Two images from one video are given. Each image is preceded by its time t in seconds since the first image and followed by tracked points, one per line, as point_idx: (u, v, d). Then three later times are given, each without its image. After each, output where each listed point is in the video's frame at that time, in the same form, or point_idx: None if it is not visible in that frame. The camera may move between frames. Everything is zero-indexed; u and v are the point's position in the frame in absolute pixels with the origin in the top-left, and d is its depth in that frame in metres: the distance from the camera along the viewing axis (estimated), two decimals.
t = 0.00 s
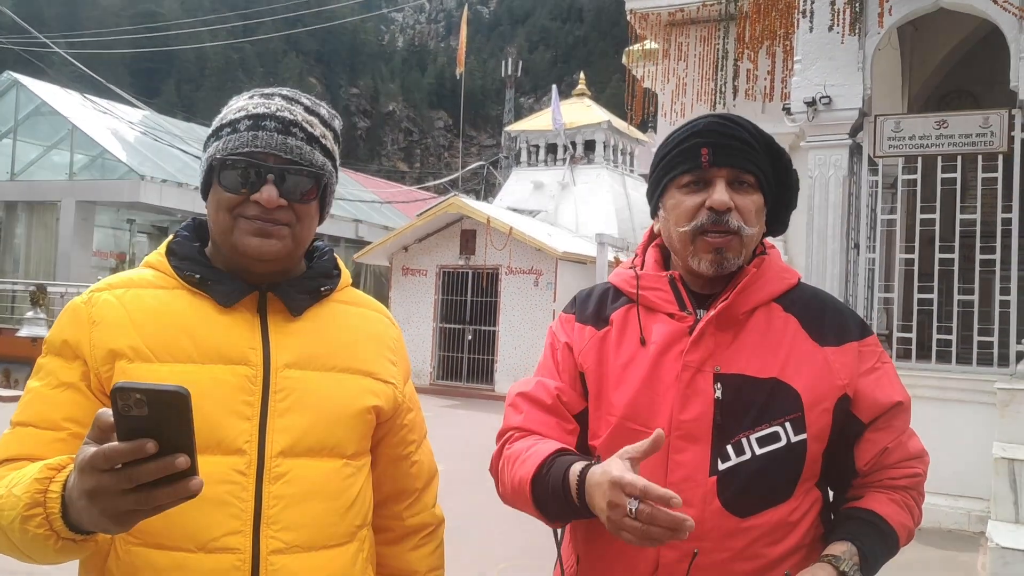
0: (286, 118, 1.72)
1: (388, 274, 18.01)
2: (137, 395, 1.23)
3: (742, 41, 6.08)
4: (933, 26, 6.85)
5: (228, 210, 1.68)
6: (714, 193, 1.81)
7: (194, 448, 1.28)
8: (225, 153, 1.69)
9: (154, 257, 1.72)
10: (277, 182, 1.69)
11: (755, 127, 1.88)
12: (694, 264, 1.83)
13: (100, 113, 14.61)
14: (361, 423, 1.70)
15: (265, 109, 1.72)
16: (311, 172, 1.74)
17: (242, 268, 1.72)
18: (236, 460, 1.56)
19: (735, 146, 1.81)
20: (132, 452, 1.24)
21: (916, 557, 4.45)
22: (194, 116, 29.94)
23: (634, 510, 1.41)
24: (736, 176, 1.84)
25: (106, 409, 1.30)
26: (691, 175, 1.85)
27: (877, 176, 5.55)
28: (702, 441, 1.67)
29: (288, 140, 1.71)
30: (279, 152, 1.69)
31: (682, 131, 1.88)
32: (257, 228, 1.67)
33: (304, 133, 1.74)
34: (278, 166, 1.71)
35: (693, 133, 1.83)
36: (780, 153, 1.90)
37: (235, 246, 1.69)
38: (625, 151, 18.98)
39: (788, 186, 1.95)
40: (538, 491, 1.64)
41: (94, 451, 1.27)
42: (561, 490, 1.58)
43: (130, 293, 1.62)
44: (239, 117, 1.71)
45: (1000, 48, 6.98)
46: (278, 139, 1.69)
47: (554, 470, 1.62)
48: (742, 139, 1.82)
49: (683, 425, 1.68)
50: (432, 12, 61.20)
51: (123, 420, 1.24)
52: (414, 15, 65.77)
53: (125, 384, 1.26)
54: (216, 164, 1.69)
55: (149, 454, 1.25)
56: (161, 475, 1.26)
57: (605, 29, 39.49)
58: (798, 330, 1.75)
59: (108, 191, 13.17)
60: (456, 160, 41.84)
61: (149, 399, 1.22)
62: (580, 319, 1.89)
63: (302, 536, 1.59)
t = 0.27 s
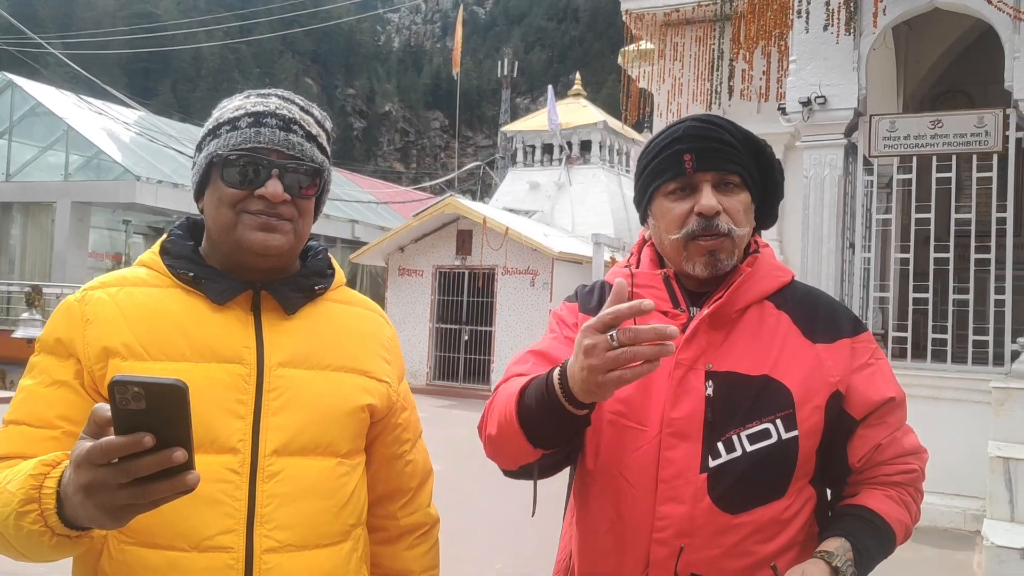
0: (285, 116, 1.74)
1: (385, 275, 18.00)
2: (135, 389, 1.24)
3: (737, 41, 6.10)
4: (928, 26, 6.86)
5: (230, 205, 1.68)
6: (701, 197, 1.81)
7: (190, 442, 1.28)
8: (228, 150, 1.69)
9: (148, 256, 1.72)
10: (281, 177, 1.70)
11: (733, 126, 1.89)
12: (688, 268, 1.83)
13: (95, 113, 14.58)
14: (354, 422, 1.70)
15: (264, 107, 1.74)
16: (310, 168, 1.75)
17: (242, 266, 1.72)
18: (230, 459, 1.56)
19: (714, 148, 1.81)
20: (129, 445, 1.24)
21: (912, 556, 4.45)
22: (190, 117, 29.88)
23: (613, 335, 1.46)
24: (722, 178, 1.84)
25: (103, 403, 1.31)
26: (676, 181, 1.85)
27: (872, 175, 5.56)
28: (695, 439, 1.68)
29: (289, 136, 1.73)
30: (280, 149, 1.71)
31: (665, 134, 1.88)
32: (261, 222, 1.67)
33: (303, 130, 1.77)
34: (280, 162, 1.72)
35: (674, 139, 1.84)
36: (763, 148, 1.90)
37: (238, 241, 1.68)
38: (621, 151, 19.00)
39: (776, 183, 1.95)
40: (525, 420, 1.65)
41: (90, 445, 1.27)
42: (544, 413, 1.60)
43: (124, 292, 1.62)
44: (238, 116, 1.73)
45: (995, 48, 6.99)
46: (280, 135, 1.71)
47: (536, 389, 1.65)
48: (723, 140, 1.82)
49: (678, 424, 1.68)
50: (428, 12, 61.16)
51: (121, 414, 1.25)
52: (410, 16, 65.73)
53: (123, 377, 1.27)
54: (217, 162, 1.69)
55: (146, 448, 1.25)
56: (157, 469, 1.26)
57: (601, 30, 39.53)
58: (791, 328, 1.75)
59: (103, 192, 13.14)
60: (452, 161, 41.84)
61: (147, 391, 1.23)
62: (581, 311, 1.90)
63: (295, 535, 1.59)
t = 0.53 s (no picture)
0: (290, 115, 1.77)
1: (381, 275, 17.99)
2: (129, 389, 1.23)
3: (733, 41, 6.10)
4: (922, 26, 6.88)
5: (241, 201, 1.67)
6: (691, 204, 1.80)
7: (185, 441, 1.28)
8: (237, 146, 1.68)
9: (140, 256, 1.71)
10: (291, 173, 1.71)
11: (725, 126, 1.90)
12: (676, 271, 1.83)
13: (91, 114, 14.57)
14: (348, 421, 1.70)
15: (269, 106, 1.75)
16: (315, 165, 1.77)
17: (246, 263, 1.71)
18: (224, 460, 1.55)
19: (708, 151, 1.80)
20: (123, 446, 1.23)
21: (909, 555, 4.46)
22: (186, 117, 29.84)
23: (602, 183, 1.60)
24: (711, 184, 1.83)
25: (97, 403, 1.30)
26: (665, 187, 1.84)
27: (868, 175, 5.57)
28: (692, 439, 1.67)
29: (297, 134, 1.75)
30: (292, 146, 1.73)
31: (657, 137, 1.87)
32: (273, 218, 1.68)
33: (306, 130, 1.80)
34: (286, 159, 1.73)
35: (666, 144, 1.83)
36: (754, 150, 1.91)
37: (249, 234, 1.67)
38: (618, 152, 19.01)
39: (770, 185, 1.95)
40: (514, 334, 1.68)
41: (84, 446, 1.27)
42: (538, 318, 1.64)
43: (116, 293, 1.62)
44: (245, 113, 1.73)
45: (990, 48, 7.01)
46: (287, 133, 1.73)
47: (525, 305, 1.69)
48: (715, 146, 1.81)
49: (673, 423, 1.68)
50: (424, 11, 61.09)
51: (115, 414, 1.25)
52: (406, 15, 65.73)
53: (117, 377, 1.27)
54: (226, 157, 1.68)
55: (140, 448, 1.24)
56: (152, 470, 1.26)
57: (597, 30, 39.55)
58: (787, 326, 1.75)
59: (99, 192, 13.12)
60: (448, 161, 41.84)
61: (141, 392, 1.23)
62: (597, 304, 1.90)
63: (290, 535, 1.58)
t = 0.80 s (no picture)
0: (287, 118, 1.76)
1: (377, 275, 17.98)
2: (130, 388, 1.24)
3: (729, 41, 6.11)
4: (918, 24, 6.87)
5: (232, 202, 1.67)
6: (701, 197, 1.81)
7: (185, 440, 1.28)
8: (230, 147, 1.68)
9: (135, 257, 1.71)
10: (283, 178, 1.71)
11: (735, 125, 1.91)
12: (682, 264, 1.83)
13: (86, 114, 14.54)
14: (345, 422, 1.70)
15: (266, 107, 1.75)
16: (308, 169, 1.76)
17: (237, 264, 1.71)
18: (219, 460, 1.55)
19: (723, 146, 1.81)
20: (124, 445, 1.23)
21: (906, 554, 4.46)
22: (182, 117, 29.81)
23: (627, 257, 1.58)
24: (725, 179, 1.84)
25: (95, 402, 1.30)
26: (681, 177, 1.85)
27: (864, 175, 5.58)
28: (690, 440, 1.68)
29: (292, 138, 1.74)
30: (286, 150, 1.72)
31: (670, 131, 1.88)
32: (262, 221, 1.67)
33: (303, 133, 1.79)
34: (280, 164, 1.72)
35: (682, 135, 1.83)
36: (764, 150, 1.91)
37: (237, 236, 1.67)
38: (614, 151, 19.02)
39: (778, 186, 1.96)
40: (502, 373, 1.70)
41: (83, 444, 1.26)
42: (524, 363, 1.65)
43: (111, 293, 1.61)
44: (241, 114, 1.73)
45: (984, 48, 7.02)
46: (284, 136, 1.72)
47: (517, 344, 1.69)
48: (731, 141, 1.83)
49: (671, 425, 1.69)
50: (419, 11, 61.04)
51: (115, 413, 1.25)
52: (402, 15, 65.70)
53: (117, 377, 1.27)
54: (219, 157, 1.68)
55: (140, 447, 1.24)
56: (152, 469, 1.26)
57: (593, 30, 39.57)
58: (785, 328, 1.75)
59: (95, 192, 13.10)
60: (444, 161, 41.86)
61: (142, 391, 1.23)
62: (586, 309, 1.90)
63: (286, 536, 1.58)
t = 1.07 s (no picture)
0: (285, 121, 1.73)
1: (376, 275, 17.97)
2: (130, 388, 1.24)
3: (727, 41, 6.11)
4: (916, 24, 6.87)
5: (222, 205, 1.67)
6: (700, 196, 1.81)
7: (185, 441, 1.27)
8: (225, 148, 1.68)
9: (135, 258, 1.71)
10: (275, 181, 1.69)
11: (734, 126, 1.90)
12: (679, 264, 1.84)
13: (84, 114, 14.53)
14: (343, 425, 1.70)
15: (266, 110, 1.73)
16: (306, 173, 1.74)
17: (230, 270, 1.71)
18: (219, 463, 1.55)
19: (718, 147, 1.81)
20: (124, 445, 1.23)
21: (903, 554, 4.47)
22: (180, 117, 29.80)
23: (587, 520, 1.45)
24: (721, 178, 1.84)
25: (95, 403, 1.30)
26: (676, 176, 1.85)
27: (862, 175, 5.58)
28: (687, 443, 1.68)
29: (288, 141, 1.72)
30: (279, 153, 1.70)
31: (666, 130, 1.88)
32: (250, 225, 1.67)
33: (302, 137, 1.76)
34: (276, 166, 1.71)
35: (677, 134, 1.83)
36: (762, 151, 1.91)
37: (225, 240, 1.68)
38: (612, 151, 19.02)
39: (773, 187, 1.96)
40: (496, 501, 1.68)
41: (83, 445, 1.26)
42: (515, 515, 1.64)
43: (110, 294, 1.61)
44: (240, 115, 1.72)
45: (982, 47, 7.03)
46: (280, 140, 1.70)
47: (508, 477, 1.65)
48: (727, 141, 1.83)
49: (668, 428, 1.69)
50: (417, 11, 61.03)
51: (115, 413, 1.24)
52: (401, 15, 65.74)
53: (118, 377, 1.27)
54: (213, 160, 1.68)
55: (141, 448, 1.24)
56: (152, 470, 1.25)
57: (591, 30, 39.58)
58: (782, 328, 1.75)
59: (93, 193, 13.09)
60: (442, 161, 41.86)
61: (142, 391, 1.23)
62: (559, 321, 1.90)
63: (285, 539, 1.58)
